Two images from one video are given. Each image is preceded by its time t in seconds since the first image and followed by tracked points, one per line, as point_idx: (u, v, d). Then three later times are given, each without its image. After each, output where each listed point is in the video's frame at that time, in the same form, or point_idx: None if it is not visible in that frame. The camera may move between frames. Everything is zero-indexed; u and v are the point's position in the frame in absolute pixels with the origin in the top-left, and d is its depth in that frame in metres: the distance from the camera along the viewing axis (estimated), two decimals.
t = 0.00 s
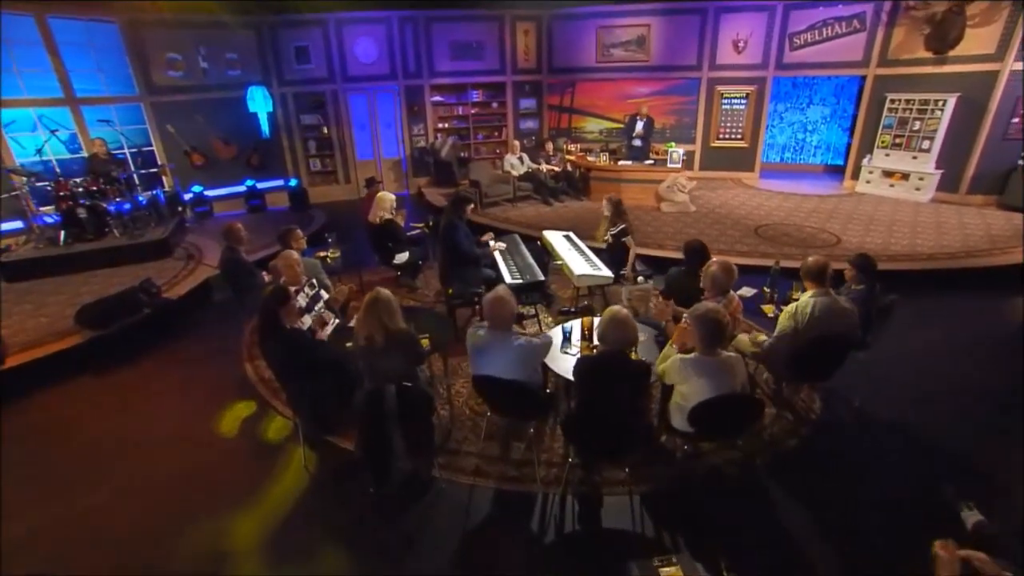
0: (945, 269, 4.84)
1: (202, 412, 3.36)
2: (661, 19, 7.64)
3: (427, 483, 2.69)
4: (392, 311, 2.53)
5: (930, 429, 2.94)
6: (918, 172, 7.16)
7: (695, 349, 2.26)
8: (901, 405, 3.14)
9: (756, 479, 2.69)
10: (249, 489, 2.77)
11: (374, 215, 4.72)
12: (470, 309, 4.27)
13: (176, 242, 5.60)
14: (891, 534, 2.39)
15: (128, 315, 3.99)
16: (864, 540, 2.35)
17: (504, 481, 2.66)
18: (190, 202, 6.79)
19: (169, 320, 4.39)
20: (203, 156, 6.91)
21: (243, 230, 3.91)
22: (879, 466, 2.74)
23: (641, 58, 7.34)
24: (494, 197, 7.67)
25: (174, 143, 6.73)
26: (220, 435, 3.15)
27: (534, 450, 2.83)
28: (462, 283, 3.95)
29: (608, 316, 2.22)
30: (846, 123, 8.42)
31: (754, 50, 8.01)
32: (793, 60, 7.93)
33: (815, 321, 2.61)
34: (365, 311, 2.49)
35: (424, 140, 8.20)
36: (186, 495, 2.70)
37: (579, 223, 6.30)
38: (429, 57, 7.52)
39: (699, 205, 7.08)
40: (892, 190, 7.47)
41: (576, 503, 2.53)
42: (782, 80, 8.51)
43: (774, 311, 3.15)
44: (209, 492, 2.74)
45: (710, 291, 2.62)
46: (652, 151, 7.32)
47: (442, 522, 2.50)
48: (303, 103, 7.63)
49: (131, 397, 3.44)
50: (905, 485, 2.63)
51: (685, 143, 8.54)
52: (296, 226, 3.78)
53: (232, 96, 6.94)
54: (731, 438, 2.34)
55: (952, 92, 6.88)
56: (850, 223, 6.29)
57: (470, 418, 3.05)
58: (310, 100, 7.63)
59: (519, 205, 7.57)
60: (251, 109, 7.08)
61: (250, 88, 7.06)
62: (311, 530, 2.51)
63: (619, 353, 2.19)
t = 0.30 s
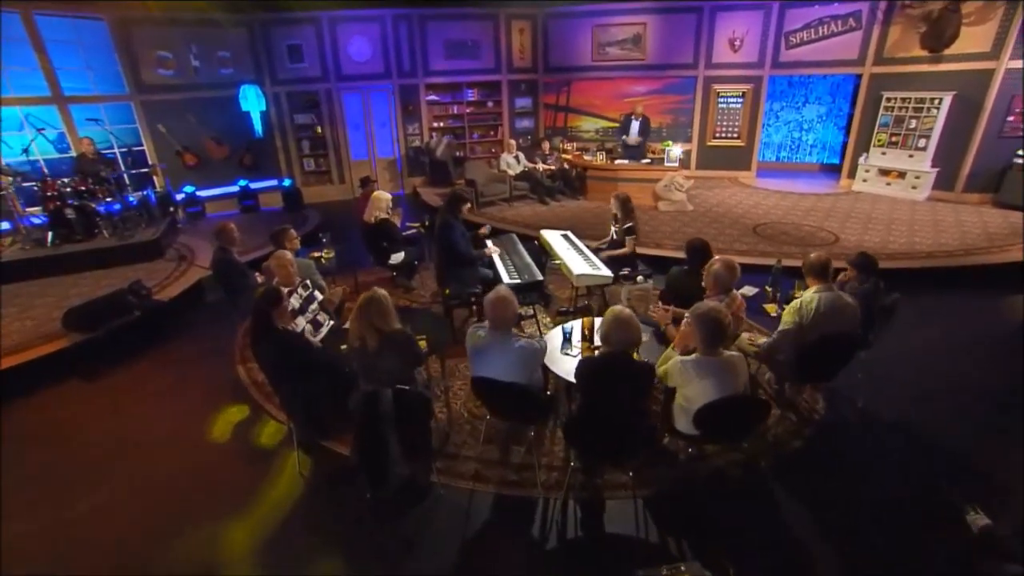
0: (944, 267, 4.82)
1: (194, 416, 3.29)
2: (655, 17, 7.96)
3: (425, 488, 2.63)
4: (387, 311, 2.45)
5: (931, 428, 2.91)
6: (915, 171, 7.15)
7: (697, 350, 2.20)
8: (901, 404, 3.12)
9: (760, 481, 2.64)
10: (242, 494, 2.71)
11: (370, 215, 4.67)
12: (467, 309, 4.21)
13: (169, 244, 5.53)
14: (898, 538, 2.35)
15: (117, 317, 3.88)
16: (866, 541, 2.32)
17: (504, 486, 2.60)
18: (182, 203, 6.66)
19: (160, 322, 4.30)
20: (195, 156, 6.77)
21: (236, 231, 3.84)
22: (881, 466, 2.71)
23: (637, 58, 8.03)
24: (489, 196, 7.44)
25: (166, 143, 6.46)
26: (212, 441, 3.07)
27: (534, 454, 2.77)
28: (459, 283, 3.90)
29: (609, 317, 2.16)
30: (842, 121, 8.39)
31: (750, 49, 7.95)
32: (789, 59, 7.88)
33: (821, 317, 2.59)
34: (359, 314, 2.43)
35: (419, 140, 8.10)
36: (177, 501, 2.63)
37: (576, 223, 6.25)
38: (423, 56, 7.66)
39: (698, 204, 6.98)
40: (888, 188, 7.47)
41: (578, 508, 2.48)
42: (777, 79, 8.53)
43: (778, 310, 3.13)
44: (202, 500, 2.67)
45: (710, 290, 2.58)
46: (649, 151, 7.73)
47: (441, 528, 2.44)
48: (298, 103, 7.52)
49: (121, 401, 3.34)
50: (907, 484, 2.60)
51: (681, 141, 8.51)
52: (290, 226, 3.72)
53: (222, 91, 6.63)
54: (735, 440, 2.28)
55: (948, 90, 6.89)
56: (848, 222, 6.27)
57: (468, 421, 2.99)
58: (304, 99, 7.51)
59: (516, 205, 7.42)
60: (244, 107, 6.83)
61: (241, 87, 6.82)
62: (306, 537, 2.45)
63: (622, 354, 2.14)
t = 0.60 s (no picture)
0: (943, 265, 4.79)
1: (185, 421, 3.20)
2: (652, 16, 7.95)
3: (422, 494, 2.55)
4: (385, 314, 2.36)
5: (935, 427, 2.87)
6: (910, 169, 7.17)
7: (700, 350, 2.14)
8: (905, 402, 3.07)
9: (765, 484, 2.59)
10: (233, 501, 2.63)
11: (363, 215, 4.61)
12: (464, 310, 4.13)
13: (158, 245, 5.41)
14: (907, 540, 2.31)
15: (103, 320, 3.78)
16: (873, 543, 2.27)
17: (504, 491, 2.53)
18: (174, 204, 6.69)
19: (149, 325, 4.20)
20: (186, 156, 6.77)
21: (227, 231, 3.75)
22: (885, 466, 2.67)
23: (633, 56, 8.13)
24: (485, 195, 7.38)
25: (156, 143, 6.52)
26: (203, 447, 2.99)
27: (535, 458, 2.71)
28: (455, 284, 3.83)
29: (612, 318, 2.10)
30: (837, 120, 8.39)
31: (747, 47, 7.92)
32: (784, 57, 7.86)
33: (828, 314, 2.53)
34: (355, 315, 2.36)
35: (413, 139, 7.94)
36: (167, 509, 2.56)
37: (572, 222, 6.19)
38: (417, 53, 7.38)
39: (694, 203, 6.90)
40: (884, 187, 7.47)
41: (580, 514, 2.42)
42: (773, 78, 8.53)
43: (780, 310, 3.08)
44: (190, 509, 2.58)
45: (711, 287, 2.52)
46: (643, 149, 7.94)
47: (439, 535, 2.37)
48: (289, 102, 7.38)
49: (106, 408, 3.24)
50: (912, 484, 2.55)
51: (678, 140, 8.46)
52: (283, 226, 3.64)
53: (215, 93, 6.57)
54: (742, 443, 2.22)
55: (944, 89, 6.89)
56: (845, 220, 6.24)
57: (466, 425, 2.92)
58: (296, 98, 7.35)
59: (511, 204, 7.35)
60: (236, 106, 6.74)
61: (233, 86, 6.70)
62: (300, 546, 2.38)
63: (625, 355, 2.07)
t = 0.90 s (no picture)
0: (943, 263, 4.77)
1: (176, 425, 3.13)
2: (649, 14, 7.91)
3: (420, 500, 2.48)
4: (385, 315, 2.28)
5: (942, 426, 2.82)
6: (908, 167, 7.16)
7: (706, 350, 2.07)
8: (910, 401, 3.02)
9: (771, 486, 2.55)
10: (226, 507, 2.56)
11: (358, 214, 4.55)
12: (462, 311, 4.07)
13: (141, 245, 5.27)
14: (917, 542, 2.26)
15: (94, 322, 3.71)
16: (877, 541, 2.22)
17: (504, 496, 2.48)
18: (166, 204, 6.49)
19: (142, 326, 4.13)
20: (179, 155, 6.48)
21: (220, 231, 3.68)
22: (891, 466, 2.62)
23: (629, 55, 8.07)
24: (482, 195, 7.40)
25: (148, 141, 6.16)
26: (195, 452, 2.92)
27: (536, 462, 2.64)
28: (454, 284, 3.77)
29: (618, 318, 2.04)
30: (834, 119, 8.40)
31: (744, 46, 7.89)
32: (781, 56, 7.85)
33: (829, 311, 2.49)
34: (354, 316, 2.28)
35: (408, 137, 7.77)
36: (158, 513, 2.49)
37: (571, 222, 6.13)
38: (413, 52, 7.41)
39: (693, 201, 6.86)
40: (882, 185, 7.47)
41: (583, 519, 2.36)
42: (771, 77, 8.51)
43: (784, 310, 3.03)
44: (182, 516, 2.51)
45: (713, 284, 2.46)
46: (640, 149, 8.04)
47: (438, 541, 2.31)
48: (284, 101, 7.23)
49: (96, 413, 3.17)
50: (919, 484, 2.50)
51: (676, 139, 8.41)
52: (277, 225, 3.58)
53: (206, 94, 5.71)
54: (748, 445, 2.15)
55: (941, 87, 6.87)
56: (844, 219, 6.22)
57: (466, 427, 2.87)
58: (292, 97, 7.24)
59: (509, 203, 7.31)
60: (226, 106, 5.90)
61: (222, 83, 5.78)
62: (293, 554, 2.30)
63: (630, 355, 2.01)
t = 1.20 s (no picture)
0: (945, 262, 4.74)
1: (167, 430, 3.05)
2: (646, 12, 7.81)
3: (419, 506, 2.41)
4: (382, 316, 2.20)
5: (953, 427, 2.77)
6: (906, 166, 7.22)
7: (715, 351, 2.00)
8: (916, 399, 2.98)
9: (779, 490, 2.48)
10: (218, 514, 2.48)
11: (354, 214, 4.50)
12: (460, 312, 4.00)
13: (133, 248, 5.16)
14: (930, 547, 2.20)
15: (82, 325, 3.62)
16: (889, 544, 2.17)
17: (505, 503, 2.41)
18: (158, 204, 6.11)
19: (133, 328, 4.04)
20: (171, 155, 6.01)
21: (213, 231, 3.60)
22: (899, 466, 2.57)
23: (627, 53, 7.93)
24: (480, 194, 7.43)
25: (140, 141, 5.56)
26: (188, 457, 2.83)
27: (538, 466, 2.57)
28: (451, 285, 3.71)
29: (624, 318, 1.98)
30: (832, 117, 8.40)
31: (742, 44, 7.83)
32: (779, 54, 7.65)
33: (837, 314, 2.36)
34: (350, 318, 2.20)
35: (407, 138, 8.01)
36: (146, 524, 2.39)
37: (569, 221, 6.07)
38: (409, 49, 7.40)
39: (692, 200, 6.81)
40: (881, 183, 7.50)
41: (587, 526, 2.30)
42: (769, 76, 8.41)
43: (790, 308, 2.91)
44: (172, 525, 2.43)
45: (721, 284, 2.39)
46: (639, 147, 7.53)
47: (437, 550, 2.24)
48: (278, 100, 7.19)
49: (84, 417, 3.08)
50: (927, 484, 2.46)
51: (674, 138, 8.26)
52: (271, 225, 3.51)
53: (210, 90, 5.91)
54: (757, 449, 2.09)
55: (939, 85, 6.85)
56: (844, 217, 6.19)
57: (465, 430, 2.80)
58: (285, 96, 7.21)
59: (506, 202, 7.24)
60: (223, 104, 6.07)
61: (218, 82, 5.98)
62: (289, 565, 2.23)
63: (637, 356, 1.94)
